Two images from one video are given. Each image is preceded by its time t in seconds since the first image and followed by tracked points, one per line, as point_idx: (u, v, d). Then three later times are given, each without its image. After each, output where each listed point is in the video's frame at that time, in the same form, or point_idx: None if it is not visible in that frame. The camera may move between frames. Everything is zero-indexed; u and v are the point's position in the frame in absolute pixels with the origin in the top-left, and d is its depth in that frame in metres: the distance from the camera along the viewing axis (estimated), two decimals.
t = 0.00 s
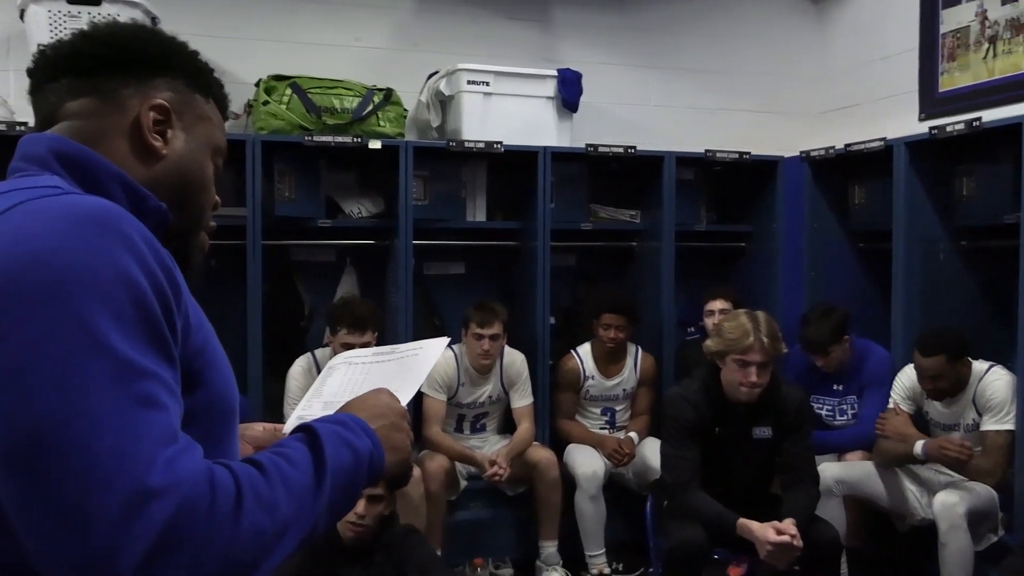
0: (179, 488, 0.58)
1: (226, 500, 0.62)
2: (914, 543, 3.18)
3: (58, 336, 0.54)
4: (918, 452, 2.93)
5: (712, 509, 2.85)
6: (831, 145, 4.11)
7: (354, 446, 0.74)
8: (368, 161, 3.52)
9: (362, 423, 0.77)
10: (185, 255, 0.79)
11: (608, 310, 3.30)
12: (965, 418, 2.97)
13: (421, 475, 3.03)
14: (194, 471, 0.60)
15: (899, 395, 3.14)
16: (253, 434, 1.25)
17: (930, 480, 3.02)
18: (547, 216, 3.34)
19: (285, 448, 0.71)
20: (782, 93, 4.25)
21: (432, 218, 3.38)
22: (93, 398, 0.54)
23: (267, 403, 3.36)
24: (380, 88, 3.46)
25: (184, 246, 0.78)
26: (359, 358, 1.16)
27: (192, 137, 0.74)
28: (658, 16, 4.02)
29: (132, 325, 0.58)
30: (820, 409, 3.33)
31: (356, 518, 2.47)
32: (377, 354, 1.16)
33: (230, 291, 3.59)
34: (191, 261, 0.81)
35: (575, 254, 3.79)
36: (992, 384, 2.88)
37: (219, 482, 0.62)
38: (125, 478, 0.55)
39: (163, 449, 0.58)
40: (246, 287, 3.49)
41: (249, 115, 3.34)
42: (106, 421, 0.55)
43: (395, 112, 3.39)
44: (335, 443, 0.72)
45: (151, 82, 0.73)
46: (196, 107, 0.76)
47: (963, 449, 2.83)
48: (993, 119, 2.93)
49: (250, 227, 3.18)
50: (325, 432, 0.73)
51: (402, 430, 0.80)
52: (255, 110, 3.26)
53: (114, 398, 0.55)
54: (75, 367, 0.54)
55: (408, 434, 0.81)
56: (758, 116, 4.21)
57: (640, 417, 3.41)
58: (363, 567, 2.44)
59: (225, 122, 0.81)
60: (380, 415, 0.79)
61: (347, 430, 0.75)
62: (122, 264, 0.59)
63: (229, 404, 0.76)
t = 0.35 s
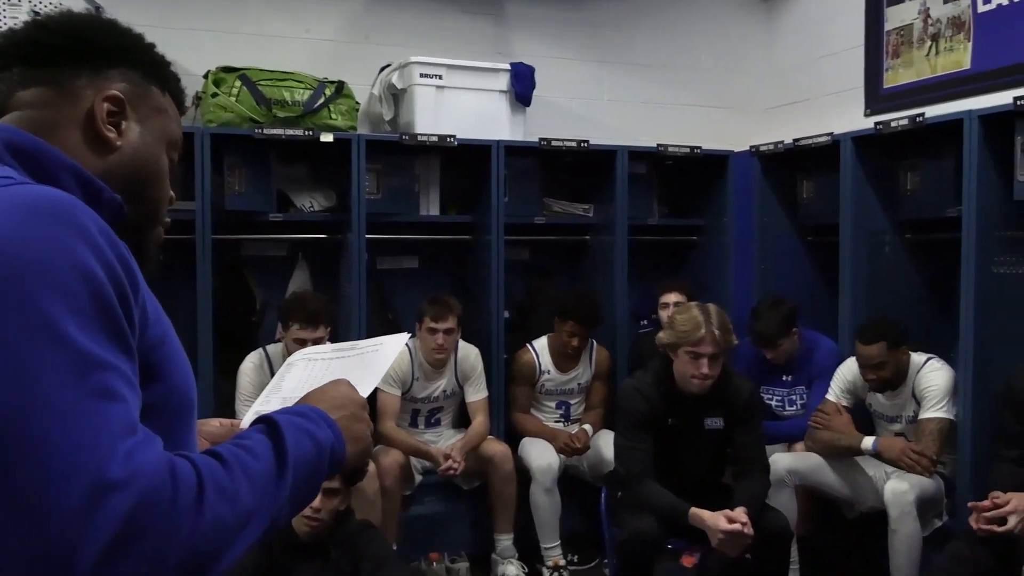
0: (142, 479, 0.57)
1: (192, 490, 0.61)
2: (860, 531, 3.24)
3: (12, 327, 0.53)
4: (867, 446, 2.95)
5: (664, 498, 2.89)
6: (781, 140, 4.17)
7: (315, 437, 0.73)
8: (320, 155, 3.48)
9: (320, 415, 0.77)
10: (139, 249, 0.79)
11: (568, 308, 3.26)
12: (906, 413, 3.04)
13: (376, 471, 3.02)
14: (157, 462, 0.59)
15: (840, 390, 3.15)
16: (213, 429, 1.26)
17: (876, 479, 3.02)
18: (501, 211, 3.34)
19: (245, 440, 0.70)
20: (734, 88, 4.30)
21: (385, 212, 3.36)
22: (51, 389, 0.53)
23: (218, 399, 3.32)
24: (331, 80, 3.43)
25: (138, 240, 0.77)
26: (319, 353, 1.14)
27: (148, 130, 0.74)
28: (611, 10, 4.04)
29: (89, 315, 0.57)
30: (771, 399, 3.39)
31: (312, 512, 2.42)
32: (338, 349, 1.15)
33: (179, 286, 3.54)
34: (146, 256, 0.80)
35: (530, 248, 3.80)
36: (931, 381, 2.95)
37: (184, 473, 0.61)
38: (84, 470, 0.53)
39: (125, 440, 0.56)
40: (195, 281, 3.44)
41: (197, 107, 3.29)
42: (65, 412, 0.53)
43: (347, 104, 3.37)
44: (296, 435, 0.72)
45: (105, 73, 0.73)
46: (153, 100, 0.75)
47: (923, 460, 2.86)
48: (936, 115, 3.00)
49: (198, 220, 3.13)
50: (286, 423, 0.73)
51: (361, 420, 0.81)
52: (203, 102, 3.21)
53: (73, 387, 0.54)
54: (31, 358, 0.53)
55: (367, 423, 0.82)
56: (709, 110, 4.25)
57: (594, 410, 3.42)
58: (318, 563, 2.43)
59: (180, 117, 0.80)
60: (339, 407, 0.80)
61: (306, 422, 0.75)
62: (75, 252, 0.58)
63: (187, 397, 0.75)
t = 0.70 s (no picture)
0: (88, 471, 0.55)
1: (145, 479, 0.59)
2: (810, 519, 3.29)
3: None
4: (810, 442, 3.03)
5: (618, 490, 2.92)
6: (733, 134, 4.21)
7: (275, 420, 0.72)
8: (272, 147, 3.44)
9: (281, 397, 0.75)
10: (92, 238, 0.75)
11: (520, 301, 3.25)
12: (842, 403, 3.13)
13: (330, 466, 3.01)
14: (105, 452, 0.57)
15: (777, 383, 3.23)
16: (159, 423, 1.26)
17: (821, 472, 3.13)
18: (455, 205, 3.33)
19: (203, 425, 0.68)
20: (688, 82, 4.32)
21: (338, 205, 3.33)
22: None
23: (168, 396, 3.27)
24: (283, 72, 3.39)
25: (88, 227, 0.73)
26: (273, 348, 1.12)
27: (70, 102, 0.70)
28: (565, 4, 4.04)
29: (35, 308, 0.56)
30: (723, 390, 3.43)
31: (269, 504, 2.36)
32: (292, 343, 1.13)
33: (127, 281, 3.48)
34: (101, 245, 0.76)
35: (484, 242, 3.79)
36: (865, 370, 3.04)
37: (135, 462, 0.59)
38: (26, 465, 0.52)
39: (72, 434, 0.55)
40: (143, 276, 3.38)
41: (145, 98, 3.22)
42: (5, 407, 0.52)
43: (299, 96, 3.33)
44: (255, 418, 0.70)
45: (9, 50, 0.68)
46: (80, 70, 0.71)
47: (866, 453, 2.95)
48: (882, 110, 3.06)
49: (147, 214, 3.06)
50: (246, 406, 0.71)
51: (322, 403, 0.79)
52: (150, 93, 3.15)
53: (14, 382, 0.53)
54: None
55: (328, 405, 0.80)
56: (664, 105, 4.27)
57: (550, 403, 3.44)
58: (273, 560, 2.41)
59: (124, 90, 0.76)
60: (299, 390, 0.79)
61: (267, 405, 0.73)
62: (18, 245, 0.56)
63: (136, 392, 0.74)
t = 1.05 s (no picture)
0: (13, 432, 0.50)
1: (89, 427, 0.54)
2: (760, 509, 3.35)
3: None
4: (760, 433, 3.09)
5: (573, 482, 2.94)
6: (687, 129, 4.25)
7: (256, 330, 0.63)
8: (224, 138, 3.39)
9: (272, 301, 0.66)
10: (45, 197, 0.68)
11: (473, 294, 3.25)
12: (791, 395, 3.18)
13: (283, 460, 2.98)
14: (35, 408, 0.52)
15: (728, 375, 3.27)
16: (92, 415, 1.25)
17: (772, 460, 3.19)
18: (410, 198, 3.32)
19: (170, 354, 0.61)
20: (644, 77, 4.35)
21: (291, 197, 3.29)
22: None
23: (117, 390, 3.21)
24: (236, 61, 3.34)
25: (30, 183, 0.66)
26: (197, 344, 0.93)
27: None
28: None
29: None
30: (676, 382, 3.48)
31: (222, 499, 2.32)
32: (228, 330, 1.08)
33: (73, 273, 3.41)
34: (60, 203, 0.69)
35: (439, 234, 3.78)
36: (813, 361, 3.10)
37: (72, 412, 0.54)
38: None
39: None
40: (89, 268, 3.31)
41: (93, 86, 3.15)
42: None
43: (252, 86, 3.29)
44: (229, 331, 0.62)
45: None
46: None
47: (814, 443, 3.00)
48: (832, 107, 3.11)
49: (94, 205, 2.99)
50: (222, 318, 0.63)
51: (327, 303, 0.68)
52: (98, 81, 3.09)
53: None
54: None
55: (335, 308, 0.69)
56: (620, 99, 4.29)
57: (505, 396, 3.44)
58: (224, 555, 2.38)
59: (37, 32, 0.69)
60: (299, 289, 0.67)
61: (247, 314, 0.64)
62: None
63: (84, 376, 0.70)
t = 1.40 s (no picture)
0: None
1: (37, 411, 0.58)
2: (702, 499, 3.40)
3: None
4: (703, 423, 3.13)
5: (518, 474, 2.94)
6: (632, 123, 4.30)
7: (203, 313, 0.60)
8: (162, 128, 3.32)
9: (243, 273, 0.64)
10: None
11: (418, 287, 3.24)
12: (734, 386, 3.23)
13: (224, 455, 2.94)
14: None
15: (673, 367, 3.30)
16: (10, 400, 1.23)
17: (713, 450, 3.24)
18: (354, 189, 3.29)
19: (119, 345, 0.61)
20: (590, 71, 4.38)
21: (232, 188, 3.24)
22: None
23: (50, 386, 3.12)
24: (174, 49, 3.27)
25: None
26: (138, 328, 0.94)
27: None
28: None
29: None
30: (620, 375, 3.51)
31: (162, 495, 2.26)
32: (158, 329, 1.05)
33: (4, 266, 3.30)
34: None
35: (383, 227, 3.76)
36: (754, 352, 3.15)
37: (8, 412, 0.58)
38: None
39: None
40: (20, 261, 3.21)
41: (24, 72, 3.06)
42: None
43: (191, 75, 3.22)
44: (179, 312, 0.60)
45: None
46: None
47: (754, 434, 3.07)
48: (772, 103, 3.17)
49: (25, 195, 2.90)
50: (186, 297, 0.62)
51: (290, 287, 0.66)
52: (30, 68, 2.99)
53: None
54: None
55: (298, 283, 0.67)
56: (566, 93, 4.32)
57: (450, 389, 3.44)
58: (162, 554, 2.33)
59: None
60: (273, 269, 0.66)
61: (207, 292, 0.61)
62: None
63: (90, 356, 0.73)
